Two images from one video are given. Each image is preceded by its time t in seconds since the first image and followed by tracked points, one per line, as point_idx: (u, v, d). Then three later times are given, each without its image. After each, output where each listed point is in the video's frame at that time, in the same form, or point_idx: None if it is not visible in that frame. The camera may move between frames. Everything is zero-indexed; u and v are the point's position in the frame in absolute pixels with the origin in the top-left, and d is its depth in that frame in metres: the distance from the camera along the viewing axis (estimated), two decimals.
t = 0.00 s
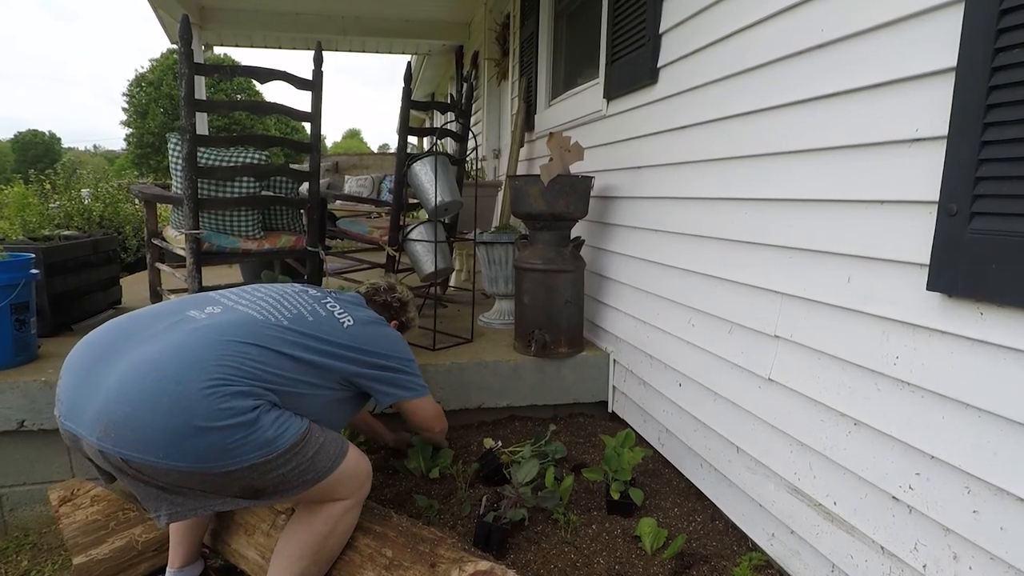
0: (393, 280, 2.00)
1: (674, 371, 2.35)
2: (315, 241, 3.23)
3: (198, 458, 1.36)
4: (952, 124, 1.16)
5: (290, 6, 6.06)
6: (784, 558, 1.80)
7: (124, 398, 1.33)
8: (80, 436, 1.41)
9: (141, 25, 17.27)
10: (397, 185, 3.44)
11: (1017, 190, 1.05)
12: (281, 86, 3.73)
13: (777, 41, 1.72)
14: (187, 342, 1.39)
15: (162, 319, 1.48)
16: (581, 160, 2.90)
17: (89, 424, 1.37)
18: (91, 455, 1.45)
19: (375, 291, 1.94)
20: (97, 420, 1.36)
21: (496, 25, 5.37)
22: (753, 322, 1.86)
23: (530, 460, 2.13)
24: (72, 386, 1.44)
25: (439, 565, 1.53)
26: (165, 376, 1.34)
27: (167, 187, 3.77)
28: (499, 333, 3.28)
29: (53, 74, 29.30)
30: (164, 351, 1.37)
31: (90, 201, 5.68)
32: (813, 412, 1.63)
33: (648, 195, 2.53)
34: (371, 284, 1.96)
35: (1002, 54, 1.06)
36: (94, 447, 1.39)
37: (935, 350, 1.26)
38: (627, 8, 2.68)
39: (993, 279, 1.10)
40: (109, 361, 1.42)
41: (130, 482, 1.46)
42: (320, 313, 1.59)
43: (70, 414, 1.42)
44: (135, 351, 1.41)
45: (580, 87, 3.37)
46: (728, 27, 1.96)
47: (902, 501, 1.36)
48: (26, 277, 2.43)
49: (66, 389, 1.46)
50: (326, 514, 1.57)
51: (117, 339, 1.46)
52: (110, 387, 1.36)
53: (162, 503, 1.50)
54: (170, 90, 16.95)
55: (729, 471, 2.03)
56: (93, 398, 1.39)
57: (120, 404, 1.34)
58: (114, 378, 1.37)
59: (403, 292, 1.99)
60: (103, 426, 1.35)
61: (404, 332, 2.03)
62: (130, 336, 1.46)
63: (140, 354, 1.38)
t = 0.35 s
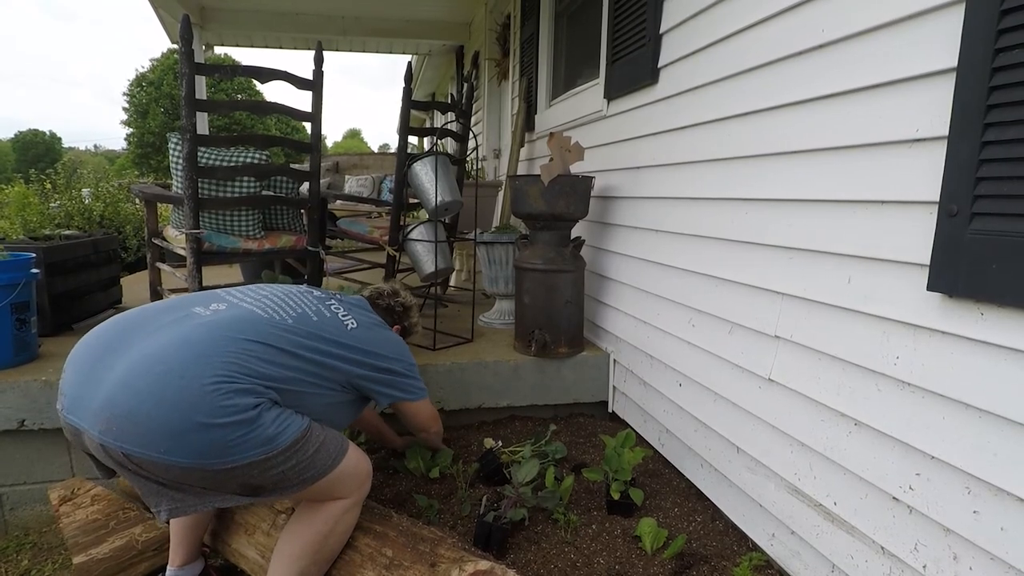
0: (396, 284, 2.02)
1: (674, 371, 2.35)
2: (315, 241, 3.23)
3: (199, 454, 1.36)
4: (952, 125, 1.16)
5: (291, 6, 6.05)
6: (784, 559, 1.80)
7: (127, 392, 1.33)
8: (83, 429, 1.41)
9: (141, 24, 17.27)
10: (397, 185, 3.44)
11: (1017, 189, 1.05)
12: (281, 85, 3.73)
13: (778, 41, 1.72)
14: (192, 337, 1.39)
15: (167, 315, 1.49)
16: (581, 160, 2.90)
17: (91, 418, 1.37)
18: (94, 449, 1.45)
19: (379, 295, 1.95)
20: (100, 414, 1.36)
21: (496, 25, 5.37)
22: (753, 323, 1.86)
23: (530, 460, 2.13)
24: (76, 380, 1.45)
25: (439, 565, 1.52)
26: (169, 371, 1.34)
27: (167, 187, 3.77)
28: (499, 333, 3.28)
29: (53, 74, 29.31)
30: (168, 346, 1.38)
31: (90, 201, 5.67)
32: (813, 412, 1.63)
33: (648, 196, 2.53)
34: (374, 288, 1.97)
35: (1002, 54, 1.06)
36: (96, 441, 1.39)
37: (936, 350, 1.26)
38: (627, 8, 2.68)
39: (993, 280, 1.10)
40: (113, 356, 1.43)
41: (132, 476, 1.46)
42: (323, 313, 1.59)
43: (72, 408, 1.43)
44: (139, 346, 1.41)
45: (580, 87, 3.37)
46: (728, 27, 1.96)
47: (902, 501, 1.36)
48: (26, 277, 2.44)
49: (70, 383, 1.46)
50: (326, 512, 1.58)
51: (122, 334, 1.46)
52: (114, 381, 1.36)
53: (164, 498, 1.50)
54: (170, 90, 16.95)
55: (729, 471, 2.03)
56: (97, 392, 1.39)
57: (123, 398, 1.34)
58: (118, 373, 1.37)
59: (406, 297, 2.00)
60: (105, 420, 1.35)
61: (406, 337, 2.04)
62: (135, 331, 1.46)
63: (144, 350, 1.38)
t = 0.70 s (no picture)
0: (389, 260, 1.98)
1: (674, 368, 2.35)
2: (315, 238, 3.23)
3: (187, 450, 1.36)
4: (953, 121, 1.16)
5: (290, 3, 6.04)
6: (785, 555, 1.80)
7: (109, 388, 1.34)
8: (70, 428, 1.41)
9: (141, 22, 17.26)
10: (397, 183, 3.44)
11: (1019, 185, 1.05)
12: (281, 83, 3.73)
13: (778, 37, 1.72)
14: (174, 331, 1.39)
15: (149, 308, 1.49)
16: (581, 157, 2.90)
17: (76, 415, 1.38)
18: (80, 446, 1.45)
19: (372, 274, 1.91)
20: (84, 411, 1.36)
21: (496, 22, 5.36)
22: (753, 320, 1.86)
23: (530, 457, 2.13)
24: (61, 379, 1.45)
25: (440, 562, 1.52)
26: (150, 367, 1.34)
27: (168, 185, 3.77)
28: (500, 330, 3.28)
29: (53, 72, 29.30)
30: (150, 341, 1.38)
31: (91, 199, 5.67)
32: (814, 409, 1.63)
33: (648, 192, 2.53)
34: (368, 267, 1.94)
35: (1004, 50, 1.06)
36: (82, 438, 1.39)
37: (936, 347, 1.26)
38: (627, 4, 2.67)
39: (994, 276, 1.10)
40: (96, 352, 1.42)
41: (120, 473, 1.46)
42: (310, 298, 1.58)
43: (59, 406, 1.43)
44: (120, 340, 1.41)
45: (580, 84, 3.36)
46: (728, 23, 1.95)
47: (903, 498, 1.36)
48: (27, 275, 2.44)
49: (56, 380, 1.47)
50: (324, 507, 1.57)
51: (105, 328, 1.46)
52: (96, 378, 1.37)
53: (152, 494, 1.49)
54: (170, 88, 16.93)
55: (730, 468, 2.03)
56: (80, 388, 1.39)
57: (105, 395, 1.34)
58: (101, 370, 1.37)
59: (400, 274, 1.96)
60: (90, 417, 1.35)
61: (405, 315, 2.01)
62: (117, 326, 1.46)
63: (125, 344, 1.38)
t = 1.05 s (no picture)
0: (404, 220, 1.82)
1: (674, 363, 2.35)
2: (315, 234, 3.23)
3: (165, 402, 1.30)
4: (955, 115, 1.15)
5: None
6: (785, 549, 1.81)
7: (97, 329, 1.30)
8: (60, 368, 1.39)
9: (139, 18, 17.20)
10: (397, 178, 3.44)
11: (1020, 178, 1.04)
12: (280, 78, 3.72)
13: (778, 30, 1.71)
14: (166, 277, 1.34)
15: (152, 255, 1.45)
16: (581, 151, 2.89)
17: (67, 355, 1.35)
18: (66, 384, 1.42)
19: (383, 235, 1.77)
20: (74, 350, 1.34)
21: (496, 16, 5.34)
22: (753, 314, 1.86)
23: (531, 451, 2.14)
24: (60, 318, 1.43)
25: (441, 556, 1.52)
26: (140, 312, 1.30)
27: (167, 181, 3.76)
28: (500, 326, 3.28)
29: (51, 68, 29.23)
30: (144, 285, 1.33)
31: (90, 195, 5.66)
32: (814, 403, 1.63)
33: (648, 187, 2.52)
34: (381, 229, 1.79)
35: (1005, 43, 1.05)
36: (71, 379, 1.37)
37: (936, 341, 1.26)
38: None
39: (995, 270, 1.10)
40: (91, 294, 1.39)
41: (101, 418, 1.42)
42: (309, 255, 1.49)
43: (54, 346, 1.41)
44: (117, 283, 1.37)
45: (580, 78, 3.35)
46: (728, 17, 1.94)
47: (903, 491, 1.36)
48: (27, 272, 2.44)
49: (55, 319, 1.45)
50: (300, 501, 1.47)
51: (105, 273, 1.43)
52: (90, 318, 1.34)
53: (125, 443, 1.44)
54: (169, 83, 16.87)
55: (730, 463, 2.04)
56: (74, 328, 1.37)
57: (94, 335, 1.31)
58: (94, 311, 1.34)
59: (412, 234, 1.80)
60: (77, 357, 1.32)
61: (422, 279, 1.83)
62: (116, 270, 1.43)
63: (119, 287, 1.34)
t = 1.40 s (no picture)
0: (433, 219, 1.80)
1: (674, 356, 2.35)
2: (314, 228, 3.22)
3: (157, 373, 1.29)
4: (957, 105, 1.14)
5: None
6: (784, 541, 1.81)
7: (108, 294, 1.32)
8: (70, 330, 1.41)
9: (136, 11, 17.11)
10: (396, 171, 3.43)
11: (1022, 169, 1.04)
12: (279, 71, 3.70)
13: (779, 20, 1.70)
14: (179, 252, 1.35)
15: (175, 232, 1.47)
16: (581, 144, 2.88)
17: (80, 317, 1.37)
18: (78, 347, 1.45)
19: (409, 230, 1.74)
20: (86, 313, 1.35)
21: (494, 7, 5.30)
22: (753, 306, 1.86)
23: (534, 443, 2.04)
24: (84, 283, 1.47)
25: (442, 550, 1.52)
26: (151, 282, 1.31)
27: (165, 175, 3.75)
28: (500, 319, 3.28)
29: (48, 61, 29.10)
30: (159, 257, 1.35)
31: (88, 189, 5.65)
32: (814, 396, 1.63)
33: (648, 179, 2.51)
34: (406, 224, 1.76)
35: (1008, 32, 1.04)
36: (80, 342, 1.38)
37: (936, 333, 1.26)
38: None
39: (996, 261, 1.09)
40: (112, 262, 1.42)
41: (104, 382, 1.43)
42: (324, 244, 1.48)
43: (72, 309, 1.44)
44: (137, 253, 1.39)
45: (579, 69, 3.33)
46: (729, 7, 1.93)
47: (902, 484, 1.36)
48: (25, 267, 2.43)
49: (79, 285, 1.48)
50: (289, 493, 1.44)
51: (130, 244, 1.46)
52: (105, 283, 1.36)
53: (123, 410, 1.44)
54: (166, 77, 16.79)
55: (729, 455, 2.04)
56: (91, 293, 1.39)
57: (105, 298, 1.32)
58: (109, 277, 1.36)
59: (438, 232, 1.76)
60: (86, 319, 1.34)
61: (444, 279, 1.79)
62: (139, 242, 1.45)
63: (137, 255, 1.36)
